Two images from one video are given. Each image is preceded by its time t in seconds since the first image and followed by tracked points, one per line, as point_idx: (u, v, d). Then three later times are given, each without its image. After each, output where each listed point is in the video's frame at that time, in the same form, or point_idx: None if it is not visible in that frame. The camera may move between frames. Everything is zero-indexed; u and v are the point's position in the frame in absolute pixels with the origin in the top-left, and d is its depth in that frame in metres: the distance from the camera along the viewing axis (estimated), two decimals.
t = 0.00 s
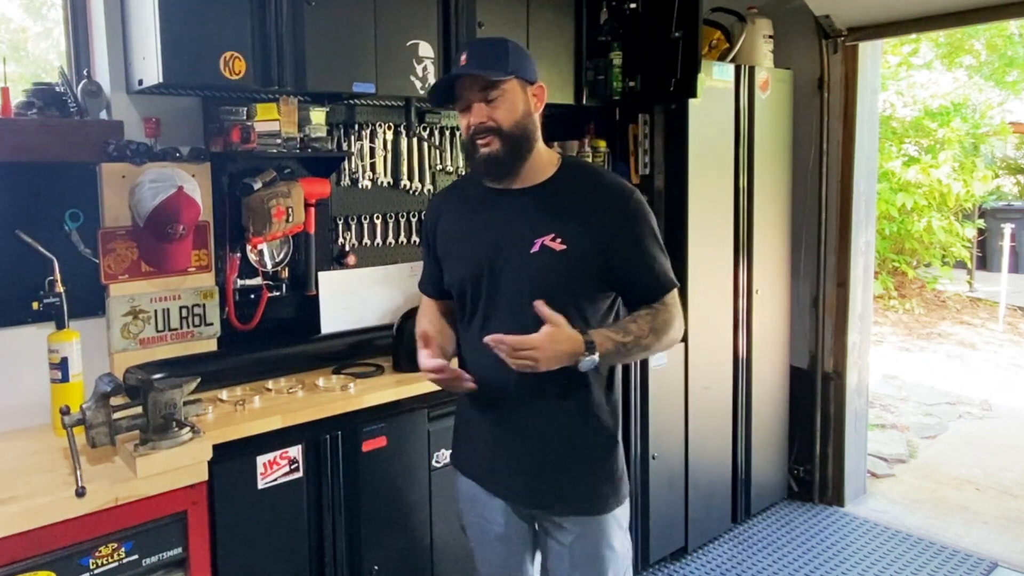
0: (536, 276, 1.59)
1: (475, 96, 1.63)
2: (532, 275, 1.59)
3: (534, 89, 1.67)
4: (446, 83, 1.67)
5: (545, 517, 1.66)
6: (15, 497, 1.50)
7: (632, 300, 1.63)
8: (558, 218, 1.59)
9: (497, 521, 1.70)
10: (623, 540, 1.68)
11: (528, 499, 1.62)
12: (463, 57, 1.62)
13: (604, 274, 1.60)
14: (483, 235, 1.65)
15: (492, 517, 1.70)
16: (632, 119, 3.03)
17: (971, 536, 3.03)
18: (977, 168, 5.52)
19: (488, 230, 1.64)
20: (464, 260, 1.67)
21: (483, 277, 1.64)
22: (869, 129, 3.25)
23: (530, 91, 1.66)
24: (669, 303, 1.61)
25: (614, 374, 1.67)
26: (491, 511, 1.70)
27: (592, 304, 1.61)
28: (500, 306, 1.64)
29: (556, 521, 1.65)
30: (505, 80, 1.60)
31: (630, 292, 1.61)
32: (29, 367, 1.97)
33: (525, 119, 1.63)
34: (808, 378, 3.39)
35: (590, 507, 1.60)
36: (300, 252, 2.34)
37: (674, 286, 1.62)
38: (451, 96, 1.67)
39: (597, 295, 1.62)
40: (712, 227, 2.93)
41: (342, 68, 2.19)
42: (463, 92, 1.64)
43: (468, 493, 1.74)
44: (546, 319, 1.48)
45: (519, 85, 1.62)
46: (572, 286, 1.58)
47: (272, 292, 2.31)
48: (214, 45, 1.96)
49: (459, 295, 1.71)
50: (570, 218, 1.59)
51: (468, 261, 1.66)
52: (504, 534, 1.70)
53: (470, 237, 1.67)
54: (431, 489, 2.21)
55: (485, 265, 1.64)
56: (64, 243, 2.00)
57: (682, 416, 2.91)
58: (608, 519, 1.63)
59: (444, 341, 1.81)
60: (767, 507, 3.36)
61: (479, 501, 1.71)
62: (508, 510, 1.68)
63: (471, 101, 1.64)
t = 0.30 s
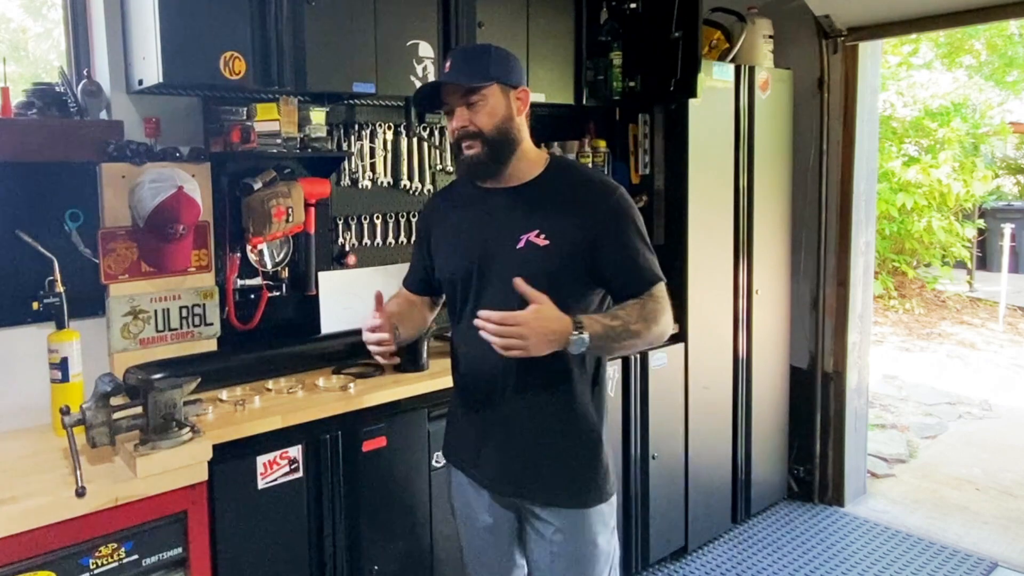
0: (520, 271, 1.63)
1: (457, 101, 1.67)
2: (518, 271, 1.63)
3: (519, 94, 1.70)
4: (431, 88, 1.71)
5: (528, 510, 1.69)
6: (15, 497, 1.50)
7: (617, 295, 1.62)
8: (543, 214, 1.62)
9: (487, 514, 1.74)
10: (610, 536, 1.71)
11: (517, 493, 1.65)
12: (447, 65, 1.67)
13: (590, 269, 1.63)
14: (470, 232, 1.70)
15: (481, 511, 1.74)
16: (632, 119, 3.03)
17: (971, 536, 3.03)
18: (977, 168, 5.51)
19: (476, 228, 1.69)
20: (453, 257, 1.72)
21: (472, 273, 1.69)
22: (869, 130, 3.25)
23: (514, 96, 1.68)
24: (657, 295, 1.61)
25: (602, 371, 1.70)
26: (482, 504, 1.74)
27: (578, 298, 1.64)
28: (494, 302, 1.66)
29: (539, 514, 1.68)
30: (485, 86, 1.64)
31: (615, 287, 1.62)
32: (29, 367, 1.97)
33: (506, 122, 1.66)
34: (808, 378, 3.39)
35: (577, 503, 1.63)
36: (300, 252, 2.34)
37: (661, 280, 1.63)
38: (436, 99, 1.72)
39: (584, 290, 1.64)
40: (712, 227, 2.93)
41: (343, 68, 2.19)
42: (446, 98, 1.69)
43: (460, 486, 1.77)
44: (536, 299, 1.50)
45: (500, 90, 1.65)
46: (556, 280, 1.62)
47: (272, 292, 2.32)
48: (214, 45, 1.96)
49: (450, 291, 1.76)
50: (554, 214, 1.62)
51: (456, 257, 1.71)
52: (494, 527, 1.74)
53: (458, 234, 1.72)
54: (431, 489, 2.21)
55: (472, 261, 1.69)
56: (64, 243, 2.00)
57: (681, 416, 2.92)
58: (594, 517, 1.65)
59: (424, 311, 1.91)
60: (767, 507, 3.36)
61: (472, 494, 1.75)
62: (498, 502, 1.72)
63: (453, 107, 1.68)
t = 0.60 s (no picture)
0: (504, 266, 1.66)
1: (453, 101, 1.69)
2: (502, 269, 1.66)
3: (512, 99, 1.72)
4: (430, 87, 1.73)
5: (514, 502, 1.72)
6: (15, 497, 1.50)
7: (594, 294, 1.64)
8: (527, 212, 1.65)
9: (477, 506, 1.77)
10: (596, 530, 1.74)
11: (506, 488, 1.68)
12: (444, 66, 1.69)
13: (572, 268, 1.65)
14: (459, 228, 1.73)
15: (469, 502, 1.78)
16: (632, 119, 3.03)
17: (971, 536, 3.03)
18: (977, 168, 5.51)
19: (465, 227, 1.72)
20: (444, 253, 1.76)
21: (461, 271, 1.74)
22: (869, 130, 3.25)
23: (507, 100, 1.70)
24: (621, 301, 1.61)
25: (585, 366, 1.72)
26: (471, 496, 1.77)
27: (559, 297, 1.68)
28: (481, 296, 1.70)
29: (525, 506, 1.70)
30: (480, 89, 1.66)
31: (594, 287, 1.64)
32: (29, 367, 1.97)
33: (500, 125, 1.68)
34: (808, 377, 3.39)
35: (564, 495, 1.65)
36: (300, 253, 2.34)
37: (631, 284, 1.63)
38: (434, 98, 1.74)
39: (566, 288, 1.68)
40: (712, 226, 2.93)
41: (343, 68, 2.19)
42: (442, 98, 1.71)
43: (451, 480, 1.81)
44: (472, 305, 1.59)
45: (494, 93, 1.67)
46: (537, 277, 1.65)
47: (272, 292, 2.32)
48: (214, 45, 1.96)
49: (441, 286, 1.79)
50: (538, 212, 1.65)
51: (446, 254, 1.76)
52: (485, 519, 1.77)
53: (448, 232, 1.75)
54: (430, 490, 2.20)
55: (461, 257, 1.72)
56: (64, 243, 2.00)
57: (681, 416, 2.91)
58: (580, 510, 1.68)
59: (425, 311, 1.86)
60: (767, 507, 3.36)
61: (461, 487, 1.78)
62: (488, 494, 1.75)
63: (449, 107, 1.70)
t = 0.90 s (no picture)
0: (495, 263, 1.66)
1: (442, 103, 1.68)
2: (493, 265, 1.66)
3: (500, 99, 1.72)
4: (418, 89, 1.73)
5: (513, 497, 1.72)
6: (16, 497, 1.50)
7: (585, 288, 1.64)
8: (517, 209, 1.65)
9: (475, 502, 1.77)
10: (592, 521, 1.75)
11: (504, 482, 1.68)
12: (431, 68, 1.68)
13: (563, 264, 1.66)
14: (451, 226, 1.73)
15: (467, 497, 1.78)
16: (632, 119, 3.04)
17: (971, 536, 3.03)
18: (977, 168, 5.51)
19: (456, 224, 1.72)
20: (436, 252, 1.77)
21: (452, 269, 1.74)
22: (869, 129, 3.25)
23: (495, 101, 1.70)
24: (613, 292, 1.61)
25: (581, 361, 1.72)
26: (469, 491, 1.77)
27: (550, 294, 1.68)
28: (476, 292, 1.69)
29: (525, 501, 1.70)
30: (469, 91, 1.65)
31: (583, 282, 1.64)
32: (29, 367, 1.97)
33: (489, 126, 1.68)
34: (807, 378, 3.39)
35: (561, 487, 1.66)
36: (300, 253, 2.34)
37: (621, 278, 1.63)
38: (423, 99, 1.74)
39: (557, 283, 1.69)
40: (712, 226, 2.93)
41: (343, 68, 2.19)
42: (431, 100, 1.70)
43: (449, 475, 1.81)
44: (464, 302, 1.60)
45: (483, 94, 1.67)
46: (528, 273, 1.65)
47: (272, 292, 2.32)
48: (214, 45, 1.96)
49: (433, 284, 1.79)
50: (527, 208, 1.65)
51: (438, 252, 1.76)
52: (483, 515, 1.77)
53: (440, 230, 1.76)
54: (430, 489, 2.20)
55: (453, 255, 1.73)
56: (64, 243, 2.00)
57: (681, 416, 2.92)
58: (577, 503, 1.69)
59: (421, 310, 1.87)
60: (767, 507, 3.36)
61: (460, 483, 1.78)
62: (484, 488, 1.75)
63: (438, 109, 1.70)
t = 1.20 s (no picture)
0: (495, 261, 1.66)
1: (441, 103, 1.69)
2: (493, 263, 1.66)
3: (497, 99, 1.73)
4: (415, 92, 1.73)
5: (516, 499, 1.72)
6: (16, 497, 1.50)
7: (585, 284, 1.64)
8: (516, 207, 1.65)
9: (477, 503, 1.77)
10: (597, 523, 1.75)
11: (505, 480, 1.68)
12: (429, 69, 1.68)
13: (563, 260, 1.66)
14: (450, 225, 1.73)
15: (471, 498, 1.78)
16: (632, 119, 3.04)
17: (971, 536, 3.03)
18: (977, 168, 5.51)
19: (456, 223, 1.73)
20: (435, 250, 1.77)
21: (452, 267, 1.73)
22: (869, 130, 3.25)
23: (493, 101, 1.72)
24: (616, 285, 1.61)
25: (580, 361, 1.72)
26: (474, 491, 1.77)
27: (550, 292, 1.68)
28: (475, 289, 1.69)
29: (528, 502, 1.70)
30: (468, 89, 1.66)
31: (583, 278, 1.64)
32: (29, 367, 1.97)
33: (489, 126, 1.69)
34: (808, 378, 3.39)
35: (566, 488, 1.66)
36: (300, 253, 2.34)
37: (622, 271, 1.62)
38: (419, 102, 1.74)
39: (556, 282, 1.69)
40: (712, 226, 2.93)
41: (343, 68, 2.19)
42: (430, 102, 1.71)
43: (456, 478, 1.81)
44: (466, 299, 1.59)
45: (482, 93, 1.68)
46: (528, 270, 1.65)
47: (272, 292, 2.32)
48: (214, 45, 1.96)
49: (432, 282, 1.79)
50: (526, 205, 1.65)
51: (437, 251, 1.76)
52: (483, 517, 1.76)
53: (439, 229, 1.76)
54: (431, 490, 2.20)
55: (452, 253, 1.73)
56: (64, 243, 2.00)
57: (681, 416, 2.92)
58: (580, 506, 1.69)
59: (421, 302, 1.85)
60: (767, 507, 3.36)
61: (462, 485, 1.78)
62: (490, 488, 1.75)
63: (437, 110, 1.70)
